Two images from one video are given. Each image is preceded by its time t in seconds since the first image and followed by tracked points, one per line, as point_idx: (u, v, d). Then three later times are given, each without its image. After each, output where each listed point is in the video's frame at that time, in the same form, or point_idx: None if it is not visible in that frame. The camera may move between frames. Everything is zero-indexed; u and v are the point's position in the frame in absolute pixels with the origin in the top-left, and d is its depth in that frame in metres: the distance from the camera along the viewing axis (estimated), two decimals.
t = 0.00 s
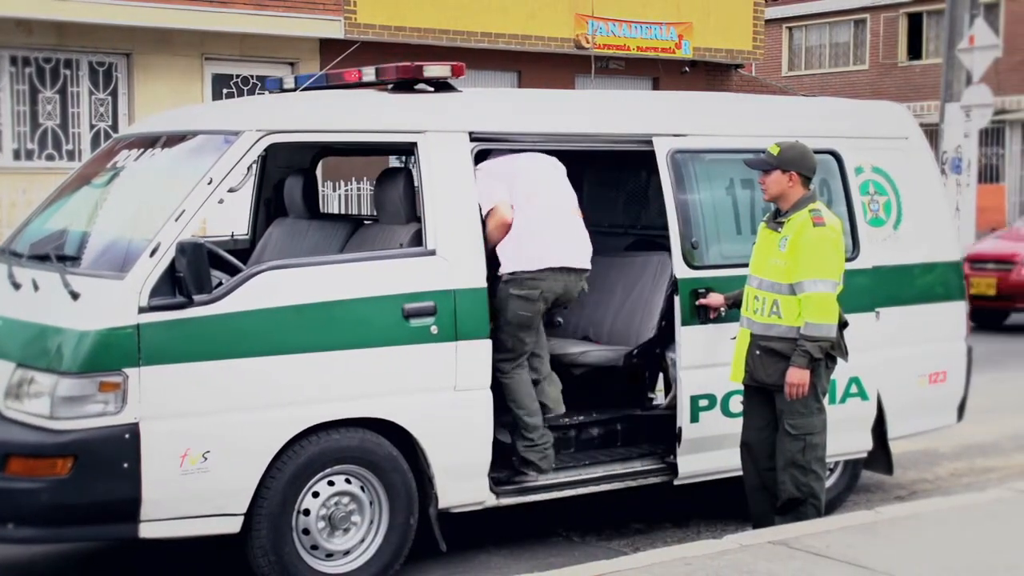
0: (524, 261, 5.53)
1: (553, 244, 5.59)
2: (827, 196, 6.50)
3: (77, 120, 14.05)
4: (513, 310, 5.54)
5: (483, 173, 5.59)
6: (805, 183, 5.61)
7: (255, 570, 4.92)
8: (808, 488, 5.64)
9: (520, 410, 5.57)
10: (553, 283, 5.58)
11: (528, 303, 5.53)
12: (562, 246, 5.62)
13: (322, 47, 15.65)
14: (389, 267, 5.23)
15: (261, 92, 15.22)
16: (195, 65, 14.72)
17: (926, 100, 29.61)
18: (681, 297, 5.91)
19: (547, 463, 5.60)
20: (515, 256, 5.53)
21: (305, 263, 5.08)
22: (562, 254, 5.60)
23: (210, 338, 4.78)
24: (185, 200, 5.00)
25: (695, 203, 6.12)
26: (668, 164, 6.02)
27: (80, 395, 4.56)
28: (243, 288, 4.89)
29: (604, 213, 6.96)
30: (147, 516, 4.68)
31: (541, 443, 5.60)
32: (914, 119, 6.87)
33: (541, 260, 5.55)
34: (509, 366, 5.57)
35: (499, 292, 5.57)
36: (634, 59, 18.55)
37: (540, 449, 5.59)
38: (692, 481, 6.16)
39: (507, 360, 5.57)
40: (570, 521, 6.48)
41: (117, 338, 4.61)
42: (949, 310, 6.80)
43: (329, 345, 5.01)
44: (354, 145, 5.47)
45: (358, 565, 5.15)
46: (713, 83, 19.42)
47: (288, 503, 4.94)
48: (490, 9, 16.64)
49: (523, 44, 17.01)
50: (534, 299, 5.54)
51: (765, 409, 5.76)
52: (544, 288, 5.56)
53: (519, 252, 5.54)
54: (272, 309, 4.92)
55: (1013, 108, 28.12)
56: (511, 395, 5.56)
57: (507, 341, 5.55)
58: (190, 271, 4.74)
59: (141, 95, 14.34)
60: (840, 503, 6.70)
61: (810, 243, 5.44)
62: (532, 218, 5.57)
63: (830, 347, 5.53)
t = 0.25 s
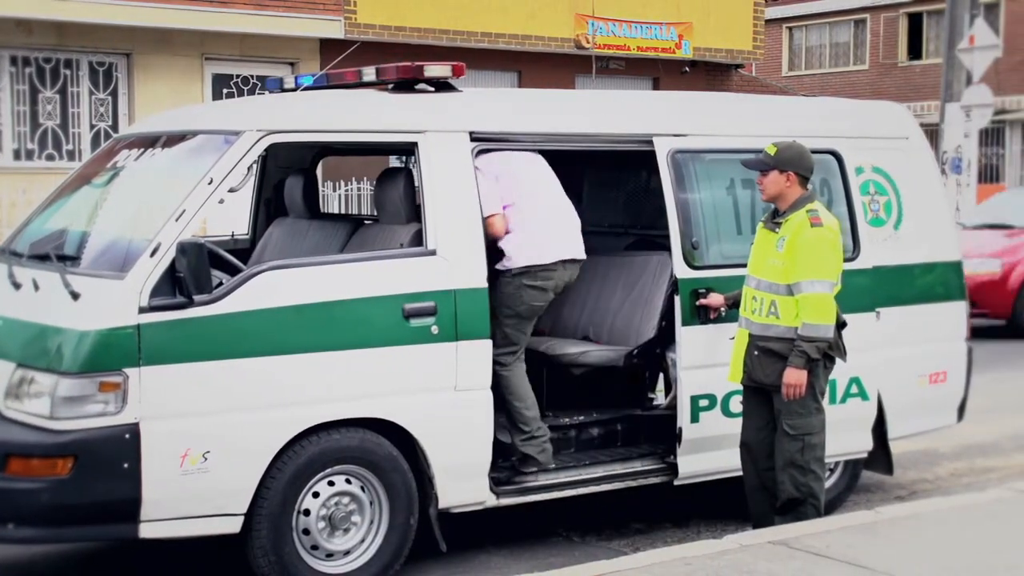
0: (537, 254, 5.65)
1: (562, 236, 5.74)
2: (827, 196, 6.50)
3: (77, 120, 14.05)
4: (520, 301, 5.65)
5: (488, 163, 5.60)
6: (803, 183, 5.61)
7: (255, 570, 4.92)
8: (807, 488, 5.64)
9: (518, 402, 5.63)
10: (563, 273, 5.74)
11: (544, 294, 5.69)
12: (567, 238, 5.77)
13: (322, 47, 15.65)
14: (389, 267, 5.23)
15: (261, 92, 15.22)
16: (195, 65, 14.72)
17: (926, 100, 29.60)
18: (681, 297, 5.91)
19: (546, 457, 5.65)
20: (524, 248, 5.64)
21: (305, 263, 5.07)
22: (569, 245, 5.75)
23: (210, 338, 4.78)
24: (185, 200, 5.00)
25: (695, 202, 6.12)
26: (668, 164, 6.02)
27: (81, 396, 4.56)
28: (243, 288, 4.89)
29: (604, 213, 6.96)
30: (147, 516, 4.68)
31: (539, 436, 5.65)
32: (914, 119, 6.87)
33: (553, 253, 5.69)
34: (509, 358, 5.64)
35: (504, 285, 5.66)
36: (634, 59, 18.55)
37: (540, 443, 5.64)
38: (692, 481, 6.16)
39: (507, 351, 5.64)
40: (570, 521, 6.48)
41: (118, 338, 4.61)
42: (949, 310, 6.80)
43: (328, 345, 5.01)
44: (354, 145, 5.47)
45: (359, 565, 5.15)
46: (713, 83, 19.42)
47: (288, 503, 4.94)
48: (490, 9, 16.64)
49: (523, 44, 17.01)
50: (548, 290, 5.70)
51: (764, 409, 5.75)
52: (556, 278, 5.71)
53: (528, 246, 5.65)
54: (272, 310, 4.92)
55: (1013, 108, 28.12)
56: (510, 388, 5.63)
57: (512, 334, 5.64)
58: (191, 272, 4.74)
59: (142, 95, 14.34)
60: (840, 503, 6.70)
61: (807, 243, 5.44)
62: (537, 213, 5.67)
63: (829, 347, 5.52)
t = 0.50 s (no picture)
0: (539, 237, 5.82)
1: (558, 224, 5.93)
2: (826, 196, 6.50)
3: (77, 120, 14.05)
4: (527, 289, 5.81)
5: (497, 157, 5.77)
6: (800, 183, 5.60)
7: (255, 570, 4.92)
8: (806, 489, 5.63)
9: (519, 389, 5.69)
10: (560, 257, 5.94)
11: (547, 274, 5.87)
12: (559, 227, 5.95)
13: (322, 46, 15.65)
14: (389, 267, 5.23)
15: (261, 92, 15.22)
16: (194, 65, 14.71)
17: (926, 100, 29.61)
18: (681, 297, 5.91)
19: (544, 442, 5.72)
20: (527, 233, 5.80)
21: (305, 262, 5.07)
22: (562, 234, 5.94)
23: (210, 338, 4.78)
24: (185, 200, 5.00)
25: (694, 203, 6.12)
26: (668, 164, 6.02)
27: (81, 396, 4.56)
28: (243, 288, 4.89)
29: (604, 213, 6.96)
30: (147, 516, 4.68)
31: (539, 422, 5.72)
32: (914, 119, 6.87)
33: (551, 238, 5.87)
34: (516, 345, 5.70)
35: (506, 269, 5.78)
36: (634, 59, 18.55)
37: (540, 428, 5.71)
38: (692, 481, 6.16)
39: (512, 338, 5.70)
40: (570, 521, 6.48)
41: (118, 338, 4.61)
42: (949, 310, 6.80)
43: (328, 345, 5.01)
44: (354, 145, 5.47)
45: (359, 565, 5.15)
46: (713, 83, 19.42)
47: (288, 503, 4.94)
48: (490, 9, 16.64)
49: (524, 45, 17.02)
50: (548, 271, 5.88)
51: (763, 409, 5.75)
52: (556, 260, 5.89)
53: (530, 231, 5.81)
54: (271, 310, 4.92)
55: (1013, 108, 28.13)
56: (514, 375, 5.69)
57: (517, 321, 5.73)
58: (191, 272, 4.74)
59: (141, 95, 14.34)
60: (840, 503, 6.70)
61: (804, 244, 5.43)
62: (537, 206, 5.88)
63: (827, 347, 5.52)
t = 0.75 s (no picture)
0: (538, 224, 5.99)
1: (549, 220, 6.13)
2: (826, 196, 6.51)
3: (77, 120, 14.06)
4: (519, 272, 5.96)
5: (503, 156, 5.96)
6: (799, 183, 5.60)
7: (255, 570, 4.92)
8: (806, 489, 5.63)
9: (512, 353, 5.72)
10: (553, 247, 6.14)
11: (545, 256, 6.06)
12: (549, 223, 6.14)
13: (322, 46, 15.65)
14: (388, 266, 5.23)
15: (261, 92, 15.22)
16: (194, 65, 14.71)
17: (926, 100, 29.61)
18: (680, 296, 5.91)
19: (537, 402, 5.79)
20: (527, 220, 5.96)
21: (304, 262, 5.08)
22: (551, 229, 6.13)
23: (210, 338, 4.78)
24: (185, 199, 5.00)
25: (694, 203, 6.12)
26: (667, 164, 6.02)
27: (81, 395, 4.56)
28: (243, 288, 4.89)
29: (603, 213, 6.96)
30: (146, 515, 4.68)
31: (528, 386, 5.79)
32: (914, 118, 6.87)
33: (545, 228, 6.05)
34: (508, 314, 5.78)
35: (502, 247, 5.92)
36: (634, 59, 18.56)
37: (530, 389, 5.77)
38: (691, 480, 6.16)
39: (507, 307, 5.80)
40: (570, 521, 6.48)
41: (118, 337, 4.61)
42: (949, 310, 6.80)
43: (328, 345, 5.01)
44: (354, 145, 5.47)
45: (359, 564, 5.16)
46: (713, 83, 19.42)
47: (288, 503, 4.94)
48: (491, 9, 16.64)
49: (524, 44, 17.02)
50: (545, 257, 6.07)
51: (760, 409, 5.75)
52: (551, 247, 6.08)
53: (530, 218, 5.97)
54: (270, 310, 4.92)
55: (1013, 108, 28.13)
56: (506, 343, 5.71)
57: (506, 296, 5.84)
58: (190, 271, 4.74)
59: (141, 95, 14.34)
60: (839, 503, 6.70)
61: (802, 245, 5.44)
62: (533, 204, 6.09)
63: (824, 348, 5.52)
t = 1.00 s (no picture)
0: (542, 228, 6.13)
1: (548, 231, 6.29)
2: (826, 196, 6.51)
3: (77, 120, 14.07)
4: (527, 271, 6.10)
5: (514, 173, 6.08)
6: (796, 184, 5.60)
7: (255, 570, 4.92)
8: (805, 489, 5.62)
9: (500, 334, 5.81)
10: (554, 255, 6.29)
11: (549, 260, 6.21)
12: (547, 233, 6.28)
13: (322, 46, 15.65)
14: (388, 266, 5.23)
15: (261, 92, 15.22)
16: (194, 65, 14.71)
17: (926, 100, 29.60)
18: (680, 296, 5.91)
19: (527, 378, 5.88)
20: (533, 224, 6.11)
21: (303, 263, 5.08)
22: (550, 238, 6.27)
23: (209, 338, 4.78)
24: (185, 199, 5.00)
25: (694, 204, 6.12)
26: (667, 164, 6.02)
27: (81, 395, 4.56)
28: (243, 288, 4.89)
29: (603, 213, 6.96)
30: (147, 515, 4.68)
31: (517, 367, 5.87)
32: (914, 118, 6.87)
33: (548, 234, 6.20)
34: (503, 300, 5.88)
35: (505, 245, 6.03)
36: (634, 59, 18.57)
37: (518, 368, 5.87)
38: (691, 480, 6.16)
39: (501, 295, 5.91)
40: (570, 521, 6.48)
41: (118, 337, 4.61)
42: (948, 310, 6.80)
43: (328, 345, 5.01)
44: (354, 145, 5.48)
45: (359, 564, 5.16)
46: (713, 83, 19.42)
47: (288, 503, 4.94)
48: (490, 9, 16.64)
49: (524, 44, 17.02)
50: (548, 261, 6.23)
51: (758, 410, 5.75)
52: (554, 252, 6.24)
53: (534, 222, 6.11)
54: (270, 310, 4.92)
55: (1013, 108, 28.12)
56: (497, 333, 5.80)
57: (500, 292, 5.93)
58: (190, 271, 4.75)
59: (141, 95, 14.34)
60: (839, 503, 6.70)
61: (798, 246, 5.44)
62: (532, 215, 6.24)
63: (821, 349, 5.52)
